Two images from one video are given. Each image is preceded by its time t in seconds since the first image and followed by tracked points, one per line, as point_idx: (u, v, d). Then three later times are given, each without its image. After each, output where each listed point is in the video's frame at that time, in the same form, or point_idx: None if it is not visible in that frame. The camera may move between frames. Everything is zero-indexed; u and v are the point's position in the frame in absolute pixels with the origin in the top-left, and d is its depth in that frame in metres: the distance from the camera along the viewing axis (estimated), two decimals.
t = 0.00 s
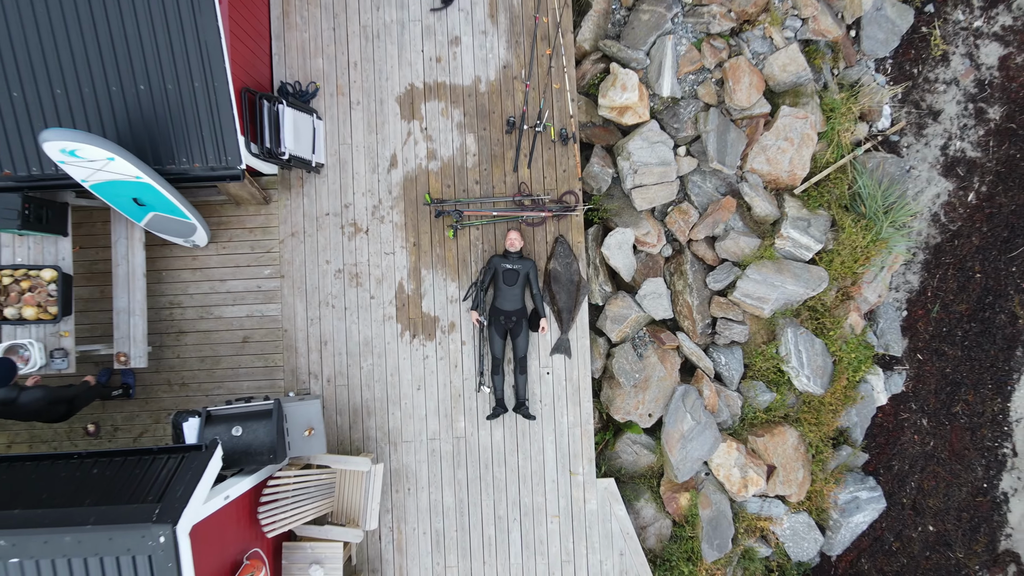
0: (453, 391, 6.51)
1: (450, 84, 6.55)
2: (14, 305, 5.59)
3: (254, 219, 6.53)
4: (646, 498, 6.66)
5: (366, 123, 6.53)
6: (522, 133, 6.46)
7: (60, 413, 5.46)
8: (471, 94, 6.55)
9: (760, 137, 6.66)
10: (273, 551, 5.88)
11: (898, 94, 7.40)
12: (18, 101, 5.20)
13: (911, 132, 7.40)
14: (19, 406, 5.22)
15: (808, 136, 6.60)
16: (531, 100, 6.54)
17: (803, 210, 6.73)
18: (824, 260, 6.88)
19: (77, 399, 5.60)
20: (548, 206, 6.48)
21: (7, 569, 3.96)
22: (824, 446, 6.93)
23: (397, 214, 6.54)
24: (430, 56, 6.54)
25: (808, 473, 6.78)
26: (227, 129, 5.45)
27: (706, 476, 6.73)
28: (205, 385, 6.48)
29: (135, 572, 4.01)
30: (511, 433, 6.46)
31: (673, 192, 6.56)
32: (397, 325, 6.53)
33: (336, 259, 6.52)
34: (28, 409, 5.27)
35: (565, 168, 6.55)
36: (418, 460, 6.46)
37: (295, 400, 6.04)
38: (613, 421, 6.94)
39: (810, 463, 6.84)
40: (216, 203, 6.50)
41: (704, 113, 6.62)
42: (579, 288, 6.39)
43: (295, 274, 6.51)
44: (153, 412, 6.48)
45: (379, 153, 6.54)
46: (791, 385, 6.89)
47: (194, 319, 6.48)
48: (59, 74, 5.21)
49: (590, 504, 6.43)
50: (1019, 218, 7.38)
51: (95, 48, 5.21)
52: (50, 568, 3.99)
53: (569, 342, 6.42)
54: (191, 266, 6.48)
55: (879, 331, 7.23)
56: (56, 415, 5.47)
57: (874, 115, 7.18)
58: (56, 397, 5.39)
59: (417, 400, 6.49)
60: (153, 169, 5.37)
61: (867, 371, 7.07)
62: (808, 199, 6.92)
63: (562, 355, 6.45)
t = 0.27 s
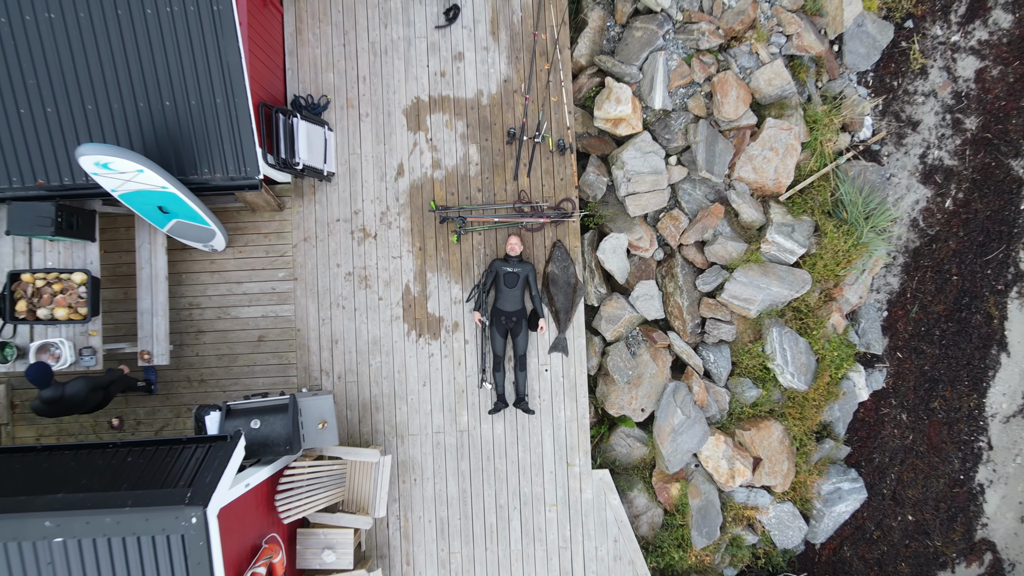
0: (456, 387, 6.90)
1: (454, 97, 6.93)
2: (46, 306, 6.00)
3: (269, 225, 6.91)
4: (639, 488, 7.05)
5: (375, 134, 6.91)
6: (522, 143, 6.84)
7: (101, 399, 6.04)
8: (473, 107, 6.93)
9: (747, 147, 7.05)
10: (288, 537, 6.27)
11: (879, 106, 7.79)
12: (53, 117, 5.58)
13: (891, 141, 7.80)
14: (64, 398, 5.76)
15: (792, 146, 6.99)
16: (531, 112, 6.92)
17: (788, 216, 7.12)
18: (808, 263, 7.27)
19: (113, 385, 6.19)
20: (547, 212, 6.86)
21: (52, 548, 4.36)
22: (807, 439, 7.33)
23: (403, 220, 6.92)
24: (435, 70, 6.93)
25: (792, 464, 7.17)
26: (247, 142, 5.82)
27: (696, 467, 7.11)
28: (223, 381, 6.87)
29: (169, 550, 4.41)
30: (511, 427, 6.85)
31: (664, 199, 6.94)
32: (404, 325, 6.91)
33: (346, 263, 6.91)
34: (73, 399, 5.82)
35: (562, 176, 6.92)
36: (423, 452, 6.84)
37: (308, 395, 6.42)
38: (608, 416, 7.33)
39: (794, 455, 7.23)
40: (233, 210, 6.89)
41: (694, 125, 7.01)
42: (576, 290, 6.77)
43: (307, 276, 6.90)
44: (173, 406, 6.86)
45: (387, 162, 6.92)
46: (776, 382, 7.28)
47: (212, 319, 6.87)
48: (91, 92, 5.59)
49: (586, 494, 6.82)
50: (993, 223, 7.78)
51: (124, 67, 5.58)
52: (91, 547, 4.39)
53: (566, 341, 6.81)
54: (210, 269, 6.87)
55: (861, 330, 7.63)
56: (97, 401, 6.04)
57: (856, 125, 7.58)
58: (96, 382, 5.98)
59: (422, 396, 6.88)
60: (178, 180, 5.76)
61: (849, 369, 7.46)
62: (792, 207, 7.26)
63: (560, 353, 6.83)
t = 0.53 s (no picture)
0: (460, 383, 7.30)
1: (458, 109, 7.33)
2: (76, 306, 6.43)
3: (282, 229, 7.31)
4: (632, 478, 7.46)
5: (383, 144, 7.31)
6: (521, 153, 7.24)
7: (128, 389, 6.37)
8: (476, 118, 7.33)
9: (734, 156, 7.48)
10: (303, 523, 6.67)
11: (861, 116, 8.21)
12: (84, 130, 6.04)
13: (872, 150, 8.22)
14: (94, 390, 6.08)
15: (778, 155, 7.38)
16: (530, 123, 7.32)
17: (774, 221, 7.52)
18: (792, 265, 7.67)
19: (137, 376, 6.56)
20: (545, 218, 7.26)
21: (92, 528, 4.80)
22: (792, 432, 7.74)
23: (410, 225, 7.32)
24: (440, 84, 7.33)
25: (778, 456, 7.56)
26: (264, 152, 6.23)
27: (686, 458, 7.52)
28: (239, 377, 7.28)
29: (199, 530, 4.87)
30: (511, 420, 7.25)
31: (656, 205, 7.34)
32: (410, 324, 7.31)
33: (356, 265, 7.31)
34: (102, 390, 6.14)
35: (560, 184, 7.32)
36: (429, 444, 7.25)
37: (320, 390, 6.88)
38: (603, 410, 7.74)
39: (779, 447, 7.65)
40: (249, 215, 7.29)
41: (684, 135, 7.42)
42: (573, 291, 7.18)
43: (319, 278, 7.30)
44: (193, 401, 7.27)
45: (394, 170, 7.32)
46: (762, 378, 7.68)
47: (229, 318, 7.28)
48: (119, 106, 6.03)
49: (582, 484, 7.22)
50: (969, 227, 8.20)
51: (150, 84, 6.01)
52: (127, 527, 4.83)
53: (564, 340, 7.21)
54: (227, 272, 7.28)
55: (843, 329, 8.04)
56: (125, 392, 6.37)
57: (838, 135, 7.99)
58: (122, 373, 6.35)
59: (428, 391, 7.28)
60: (200, 189, 6.18)
61: (832, 366, 7.87)
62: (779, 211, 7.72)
63: (557, 350, 7.24)
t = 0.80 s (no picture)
0: (463, 377, 7.73)
1: (461, 118, 7.74)
2: (103, 305, 6.86)
3: (295, 232, 7.72)
4: (626, 467, 7.90)
5: (390, 151, 7.72)
6: (521, 159, 7.65)
7: (148, 383, 6.77)
8: (478, 126, 7.74)
9: (723, 163, 7.89)
10: (316, 508, 7.09)
11: (844, 124, 8.64)
12: (112, 140, 6.46)
13: (855, 156, 8.64)
14: (117, 385, 6.39)
15: (764, 161, 7.80)
16: (529, 131, 7.72)
17: (760, 224, 7.95)
18: (778, 266, 8.09)
19: (154, 371, 6.97)
20: (544, 221, 7.68)
21: (127, 508, 5.23)
22: (777, 424, 8.18)
23: (415, 228, 7.73)
24: (444, 94, 7.74)
25: (764, 446, 7.99)
26: (280, 161, 6.64)
27: (677, 449, 7.97)
28: (254, 371, 7.70)
29: (225, 511, 5.30)
30: (512, 412, 7.68)
31: (649, 209, 7.76)
32: (416, 322, 7.73)
33: (364, 266, 7.73)
34: (124, 385, 6.46)
35: (558, 188, 7.73)
36: (433, 435, 7.68)
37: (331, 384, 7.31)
38: (599, 403, 8.17)
39: (765, 438, 8.08)
40: (263, 219, 7.70)
41: (675, 142, 7.83)
42: (570, 290, 7.60)
43: (330, 278, 7.72)
44: (211, 394, 7.70)
45: (400, 176, 7.73)
46: (749, 372, 8.11)
47: (245, 316, 7.71)
48: (145, 118, 6.45)
49: (578, 472, 7.65)
50: (947, 229, 8.63)
51: (174, 97, 6.42)
52: (160, 508, 5.26)
53: (561, 336, 7.64)
54: (243, 272, 7.69)
55: (827, 326, 8.47)
56: (145, 386, 6.76)
57: (822, 142, 8.41)
58: (141, 369, 6.74)
59: (433, 385, 7.71)
60: (221, 196, 6.61)
61: (816, 361, 8.30)
62: (765, 214, 8.13)
63: (555, 347, 7.67)
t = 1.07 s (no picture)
0: (466, 373, 8.17)
1: (464, 127, 8.17)
2: (130, 304, 7.33)
3: (307, 235, 8.15)
4: (620, 458, 8.35)
5: (397, 159, 8.16)
6: (521, 167, 8.09)
7: (163, 381, 7.21)
8: (481, 135, 8.17)
9: (713, 170, 8.32)
10: (328, 496, 7.53)
11: (828, 132, 9.09)
12: (137, 150, 6.91)
13: (839, 162, 9.09)
14: (136, 384, 6.99)
15: (751, 168, 8.24)
16: (529, 140, 8.16)
17: (747, 228, 8.39)
18: (765, 268, 8.54)
19: (170, 370, 7.40)
20: (542, 225, 8.11)
21: (158, 493, 5.73)
22: (764, 417, 8.63)
23: (421, 231, 8.17)
24: (448, 105, 8.17)
25: (751, 438, 8.44)
26: (295, 170, 7.07)
27: (668, 440, 8.41)
28: (269, 367, 8.15)
29: (248, 495, 5.79)
30: (512, 406, 8.12)
31: (642, 214, 8.19)
32: (422, 321, 8.18)
33: (373, 268, 8.16)
34: (142, 383, 7.03)
35: (556, 194, 8.16)
36: (438, 428, 8.12)
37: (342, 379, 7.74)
38: (595, 397, 8.62)
39: (752, 431, 8.53)
40: (277, 223, 8.14)
41: (667, 151, 8.26)
42: (567, 291, 8.04)
43: (340, 279, 8.15)
44: (228, 389, 8.15)
45: (407, 183, 8.16)
46: (738, 368, 8.56)
47: (260, 315, 8.15)
48: (168, 129, 6.88)
49: (575, 462, 8.10)
50: (926, 232, 9.08)
51: (196, 110, 6.85)
52: (188, 493, 5.75)
53: (559, 334, 8.09)
54: (258, 273, 8.14)
55: (812, 325, 8.92)
56: (160, 384, 7.22)
57: (807, 150, 8.85)
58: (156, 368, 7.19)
59: (437, 380, 8.16)
60: (239, 203, 7.06)
61: (801, 357, 8.76)
62: (751, 219, 8.53)
63: (553, 344, 8.12)
